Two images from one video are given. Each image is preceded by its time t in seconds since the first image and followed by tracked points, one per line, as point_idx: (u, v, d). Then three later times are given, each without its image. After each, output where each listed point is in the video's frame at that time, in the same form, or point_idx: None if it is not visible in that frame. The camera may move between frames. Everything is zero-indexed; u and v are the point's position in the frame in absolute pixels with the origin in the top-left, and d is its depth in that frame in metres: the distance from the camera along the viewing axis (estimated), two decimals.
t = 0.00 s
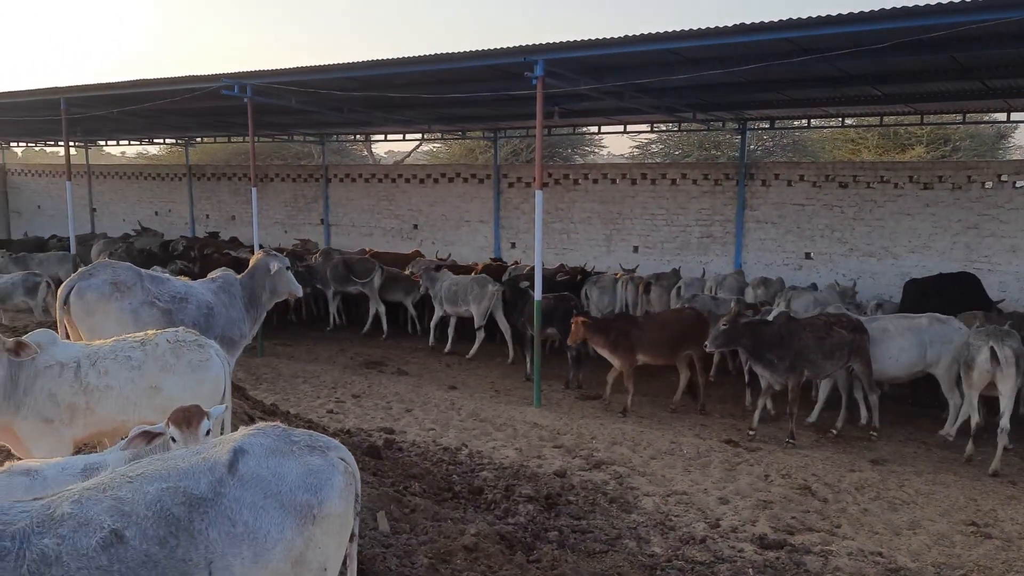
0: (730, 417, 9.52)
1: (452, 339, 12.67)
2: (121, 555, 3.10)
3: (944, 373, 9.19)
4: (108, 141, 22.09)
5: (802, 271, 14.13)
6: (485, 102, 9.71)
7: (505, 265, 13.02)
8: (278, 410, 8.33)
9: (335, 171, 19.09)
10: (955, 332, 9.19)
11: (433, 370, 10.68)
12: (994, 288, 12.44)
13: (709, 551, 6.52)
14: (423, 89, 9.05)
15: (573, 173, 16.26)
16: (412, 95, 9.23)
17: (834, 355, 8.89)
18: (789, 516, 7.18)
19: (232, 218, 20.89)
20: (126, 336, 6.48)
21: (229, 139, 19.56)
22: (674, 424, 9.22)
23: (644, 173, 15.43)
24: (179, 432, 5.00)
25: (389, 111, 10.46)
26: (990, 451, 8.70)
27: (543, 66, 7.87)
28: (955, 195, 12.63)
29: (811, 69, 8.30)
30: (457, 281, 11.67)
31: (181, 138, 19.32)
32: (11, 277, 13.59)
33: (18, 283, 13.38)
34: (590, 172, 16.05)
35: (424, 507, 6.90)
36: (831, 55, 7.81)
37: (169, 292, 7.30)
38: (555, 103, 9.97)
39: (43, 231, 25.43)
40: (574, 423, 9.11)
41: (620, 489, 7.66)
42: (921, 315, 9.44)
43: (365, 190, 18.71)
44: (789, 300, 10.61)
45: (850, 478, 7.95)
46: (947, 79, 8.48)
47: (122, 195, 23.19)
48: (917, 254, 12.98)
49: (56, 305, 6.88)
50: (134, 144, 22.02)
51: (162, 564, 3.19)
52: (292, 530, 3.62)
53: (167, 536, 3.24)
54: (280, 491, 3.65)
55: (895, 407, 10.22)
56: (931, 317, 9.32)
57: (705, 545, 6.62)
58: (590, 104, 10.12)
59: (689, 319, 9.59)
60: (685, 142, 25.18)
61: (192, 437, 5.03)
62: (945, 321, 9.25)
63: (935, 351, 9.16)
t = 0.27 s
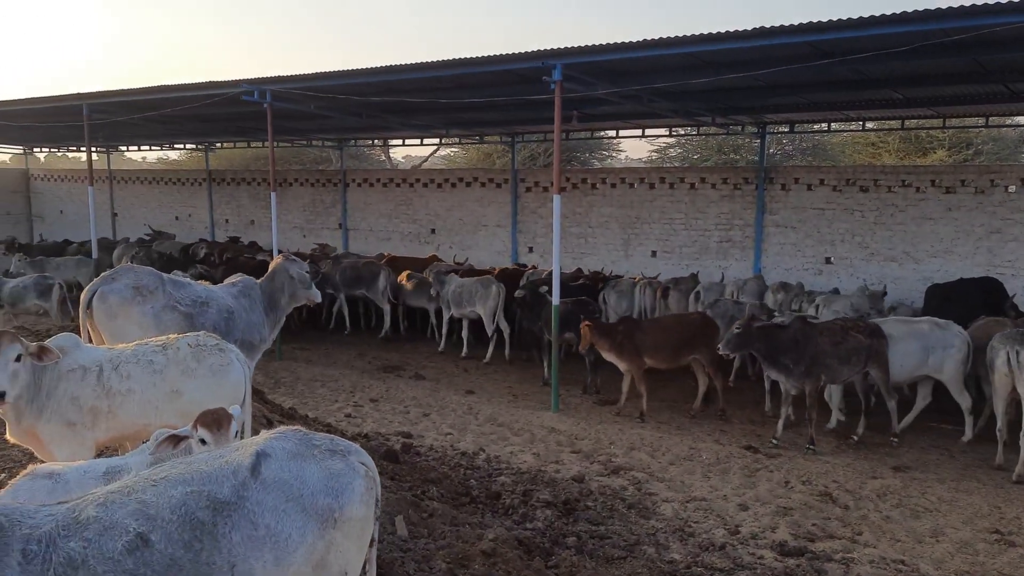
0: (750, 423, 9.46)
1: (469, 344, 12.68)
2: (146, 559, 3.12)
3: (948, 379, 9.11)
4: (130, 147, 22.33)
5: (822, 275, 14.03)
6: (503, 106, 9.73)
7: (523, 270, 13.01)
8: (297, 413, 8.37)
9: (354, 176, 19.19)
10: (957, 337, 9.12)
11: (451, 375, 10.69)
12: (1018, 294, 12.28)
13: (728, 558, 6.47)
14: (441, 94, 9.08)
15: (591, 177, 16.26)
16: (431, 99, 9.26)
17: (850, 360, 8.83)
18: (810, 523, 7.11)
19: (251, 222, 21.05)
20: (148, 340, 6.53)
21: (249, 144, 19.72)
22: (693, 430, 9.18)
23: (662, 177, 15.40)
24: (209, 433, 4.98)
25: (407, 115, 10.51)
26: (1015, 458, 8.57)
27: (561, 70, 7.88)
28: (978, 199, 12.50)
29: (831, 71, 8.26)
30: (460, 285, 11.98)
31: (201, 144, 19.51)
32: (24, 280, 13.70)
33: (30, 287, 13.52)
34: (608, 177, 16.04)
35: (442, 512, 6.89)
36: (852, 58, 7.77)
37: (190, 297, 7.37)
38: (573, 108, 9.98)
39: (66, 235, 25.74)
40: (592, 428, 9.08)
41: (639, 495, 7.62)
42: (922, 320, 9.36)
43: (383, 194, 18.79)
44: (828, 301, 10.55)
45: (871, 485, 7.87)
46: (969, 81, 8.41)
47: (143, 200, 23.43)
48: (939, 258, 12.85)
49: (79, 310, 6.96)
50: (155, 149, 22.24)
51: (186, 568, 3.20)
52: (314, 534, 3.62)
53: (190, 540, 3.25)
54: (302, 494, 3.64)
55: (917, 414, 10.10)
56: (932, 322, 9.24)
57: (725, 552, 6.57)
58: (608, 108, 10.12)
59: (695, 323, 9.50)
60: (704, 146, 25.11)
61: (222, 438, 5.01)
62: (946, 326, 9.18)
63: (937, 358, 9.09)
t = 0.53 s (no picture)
0: (768, 429, 9.39)
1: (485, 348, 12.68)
2: (167, 561, 3.12)
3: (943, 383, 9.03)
4: (150, 152, 22.55)
5: (841, 280, 13.93)
6: (519, 111, 9.74)
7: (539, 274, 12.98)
8: (315, 417, 8.39)
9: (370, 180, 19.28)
10: (950, 340, 9.07)
11: (467, 379, 10.69)
12: None
13: (747, 564, 6.41)
14: (458, 98, 9.09)
15: (607, 181, 16.24)
16: (448, 104, 9.28)
17: (864, 365, 8.72)
18: (829, 530, 7.04)
19: (268, 226, 21.18)
20: (168, 343, 6.55)
21: (266, 149, 19.86)
22: (711, 435, 9.13)
23: (679, 181, 15.35)
24: (238, 432, 4.98)
25: (423, 119, 10.56)
26: None
27: (578, 75, 7.87)
28: (999, 203, 12.37)
29: (850, 74, 8.20)
30: (468, 287, 12.10)
31: (219, 148, 19.66)
32: (35, 283, 13.80)
33: (40, 290, 13.63)
34: (625, 181, 16.02)
35: (459, 516, 6.88)
36: (871, 61, 7.71)
37: (208, 300, 7.39)
38: (589, 112, 9.97)
39: (86, 239, 26.00)
40: (609, 433, 9.04)
41: (656, 501, 7.57)
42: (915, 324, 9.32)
43: (399, 199, 18.84)
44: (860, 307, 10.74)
45: (891, 492, 7.78)
46: (991, 84, 8.32)
47: (162, 205, 23.64)
48: (960, 263, 12.72)
49: (99, 313, 7.00)
50: (175, 154, 22.44)
51: (206, 570, 3.21)
52: (331, 537, 3.62)
53: (210, 543, 3.25)
54: (320, 497, 3.64)
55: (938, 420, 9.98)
56: (924, 326, 9.20)
57: (743, 558, 6.51)
58: (625, 112, 10.12)
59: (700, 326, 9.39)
60: (721, 150, 25.03)
61: (252, 439, 5.01)
62: (939, 329, 9.13)
63: (930, 361, 9.03)
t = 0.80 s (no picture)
0: (786, 434, 9.29)
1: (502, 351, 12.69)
2: (186, 564, 3.10)
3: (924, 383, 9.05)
4: (168, 156, 22.71)
5: (860, 284, 13.81)
6: (535, 114, 9.72)
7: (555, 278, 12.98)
8: (331, 420, 8.38)
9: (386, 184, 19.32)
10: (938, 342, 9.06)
11: (482, 383, 10.65)
12: None
13: (765, 572, 6.32)
14: (474, 102, 9.08)
15: (623, 185, 16.19)
16: (464, 107, 9.27)
17: (876, 372, 8.59)
18: (849, 537, 6.94)
19: (285, 230, 21.28)
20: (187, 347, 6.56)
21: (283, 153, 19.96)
22: (729, 440, 9.05)
23: (696, 184, 15.29)
24: (261, 439, 4.99)
25: (439, 123, 10.57)
26: None
27: (594, 77, 7.83)
28: (1022, 206, 12.20)
29: (870, 76, 8.11)
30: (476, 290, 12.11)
31: (236, 153, 19.77)
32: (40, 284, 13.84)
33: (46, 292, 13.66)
34: (641, 184, 15.98)
35: (474, 521, 6.83)
36: (892, 63, 7.64)
37: (226, 304, 7.43)
38: (606, 115, 9.94)
39: (105, 243, 26.21)
40: (625, 438, 8.98)
41: (673, 506, 7.50)
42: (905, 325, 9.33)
43: (415, 203, 18.87)
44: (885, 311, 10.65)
45: (912, 498, 7.67)
46: (1014, 86, 8.20)
47: (180, 208, 23.80)
48: (982, 267, 12.55)
49: (117, 316, 7.01)
50: (192, 158, 22.58)
51: (224, 572, 3.20)
52: (348, 542, 3.60)
53: (228, 547, 3.23)
54: (337, 501, 3.62)
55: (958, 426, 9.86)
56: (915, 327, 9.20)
57: (762, 565, 6.43)
58: (641, 115, 10.09)
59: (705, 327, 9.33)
60: (738, 153, 24.91)
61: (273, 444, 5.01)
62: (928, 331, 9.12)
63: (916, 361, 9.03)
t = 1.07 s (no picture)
0: (802, 438, 9.27)
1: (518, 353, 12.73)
2: (208, 565, 3.14)
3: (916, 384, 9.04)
4: (187, 160, 22.94)
5: (877, 288, 13.76)
6: (551, 118, 9.76)
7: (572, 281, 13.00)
8: (348, 423, 8.44)
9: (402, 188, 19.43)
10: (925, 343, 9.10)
11: (497, 386, 10.69)
12: None
13: None
14: (490, 106, 9.14)
15: (639, 188, 16.22)
16: (480, 111, 9.33)
17: (886, 377, 8.42)
18: (865, 541, 6.92)
19: (301, 233, 21.43)
20: (208, 349, 6.62)
21: (300, 157, 20.12)
22: (745, 444, 9.04)
23: (712, 187, 15.29)
24: (281, 441, 5.04)
25: (455, 127, 10.65)
26: None
27: (610, 81, 7.87)
28: None
29: (887, 79, 8.10)
30: (485, 292, 12.21)
31: (254, 156, 19.95)
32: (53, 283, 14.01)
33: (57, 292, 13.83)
34: (656, 188, 16.00)
35: (490, 523, 6.86)
36: (909, 67, 7.63)
37: (245, 307, 7.54)
38: (621, 118, 9.97)
39: (123, 245, 26.48)
40: (641, 441, 8.99)
41: (689, 510, 7.50)
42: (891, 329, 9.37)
43: (431, 206, 18.97)
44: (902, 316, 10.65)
45: (929, 503, 7.63)
46: None
47: (197, 212, 24.02)
48: (1001, 271, 12.47)
49: (139, 318, 7.11)
50: (210, 162, 22.80)
51: (245, 573, 3.22)
52: (368, 542, 3.65)
53: (250, 547, 3.27)
54: (357, 503, 3.66)
55: (975, 431, 9.79)
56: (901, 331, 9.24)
57: (778, 569, 6.42)
58: (657, 119, 10.13)
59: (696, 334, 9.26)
60: (754, 156, 24.87)
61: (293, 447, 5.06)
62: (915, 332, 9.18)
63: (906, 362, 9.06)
